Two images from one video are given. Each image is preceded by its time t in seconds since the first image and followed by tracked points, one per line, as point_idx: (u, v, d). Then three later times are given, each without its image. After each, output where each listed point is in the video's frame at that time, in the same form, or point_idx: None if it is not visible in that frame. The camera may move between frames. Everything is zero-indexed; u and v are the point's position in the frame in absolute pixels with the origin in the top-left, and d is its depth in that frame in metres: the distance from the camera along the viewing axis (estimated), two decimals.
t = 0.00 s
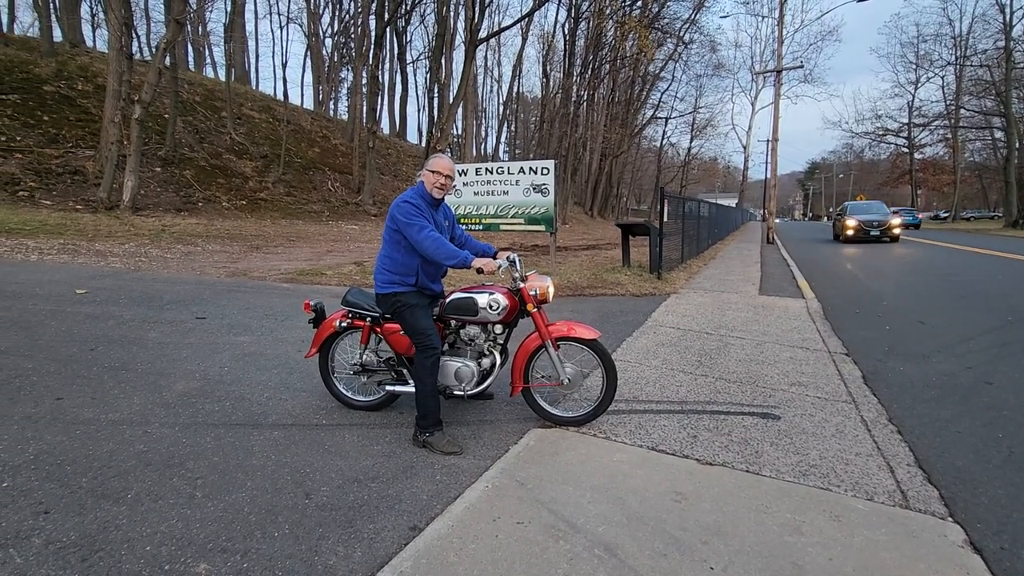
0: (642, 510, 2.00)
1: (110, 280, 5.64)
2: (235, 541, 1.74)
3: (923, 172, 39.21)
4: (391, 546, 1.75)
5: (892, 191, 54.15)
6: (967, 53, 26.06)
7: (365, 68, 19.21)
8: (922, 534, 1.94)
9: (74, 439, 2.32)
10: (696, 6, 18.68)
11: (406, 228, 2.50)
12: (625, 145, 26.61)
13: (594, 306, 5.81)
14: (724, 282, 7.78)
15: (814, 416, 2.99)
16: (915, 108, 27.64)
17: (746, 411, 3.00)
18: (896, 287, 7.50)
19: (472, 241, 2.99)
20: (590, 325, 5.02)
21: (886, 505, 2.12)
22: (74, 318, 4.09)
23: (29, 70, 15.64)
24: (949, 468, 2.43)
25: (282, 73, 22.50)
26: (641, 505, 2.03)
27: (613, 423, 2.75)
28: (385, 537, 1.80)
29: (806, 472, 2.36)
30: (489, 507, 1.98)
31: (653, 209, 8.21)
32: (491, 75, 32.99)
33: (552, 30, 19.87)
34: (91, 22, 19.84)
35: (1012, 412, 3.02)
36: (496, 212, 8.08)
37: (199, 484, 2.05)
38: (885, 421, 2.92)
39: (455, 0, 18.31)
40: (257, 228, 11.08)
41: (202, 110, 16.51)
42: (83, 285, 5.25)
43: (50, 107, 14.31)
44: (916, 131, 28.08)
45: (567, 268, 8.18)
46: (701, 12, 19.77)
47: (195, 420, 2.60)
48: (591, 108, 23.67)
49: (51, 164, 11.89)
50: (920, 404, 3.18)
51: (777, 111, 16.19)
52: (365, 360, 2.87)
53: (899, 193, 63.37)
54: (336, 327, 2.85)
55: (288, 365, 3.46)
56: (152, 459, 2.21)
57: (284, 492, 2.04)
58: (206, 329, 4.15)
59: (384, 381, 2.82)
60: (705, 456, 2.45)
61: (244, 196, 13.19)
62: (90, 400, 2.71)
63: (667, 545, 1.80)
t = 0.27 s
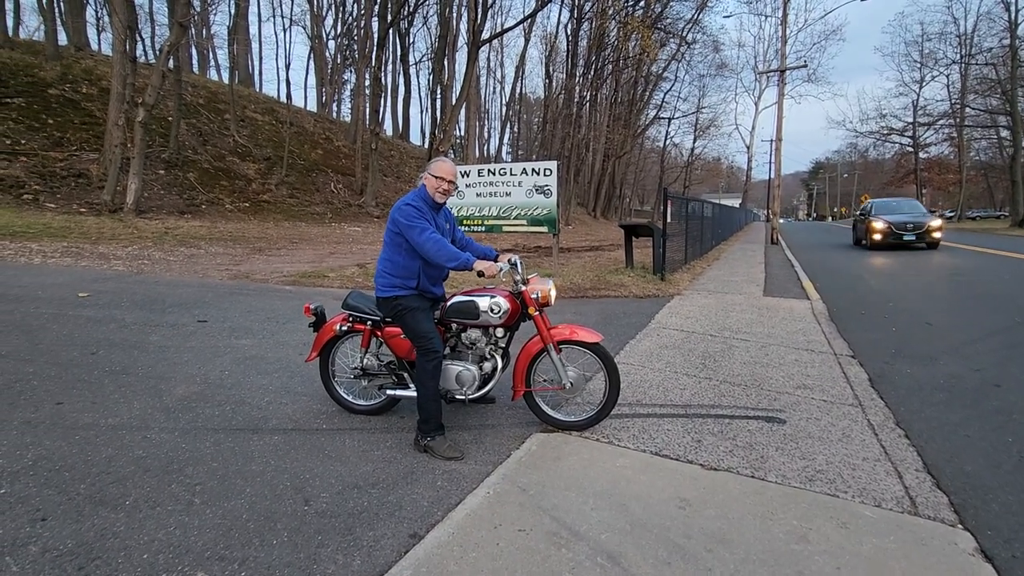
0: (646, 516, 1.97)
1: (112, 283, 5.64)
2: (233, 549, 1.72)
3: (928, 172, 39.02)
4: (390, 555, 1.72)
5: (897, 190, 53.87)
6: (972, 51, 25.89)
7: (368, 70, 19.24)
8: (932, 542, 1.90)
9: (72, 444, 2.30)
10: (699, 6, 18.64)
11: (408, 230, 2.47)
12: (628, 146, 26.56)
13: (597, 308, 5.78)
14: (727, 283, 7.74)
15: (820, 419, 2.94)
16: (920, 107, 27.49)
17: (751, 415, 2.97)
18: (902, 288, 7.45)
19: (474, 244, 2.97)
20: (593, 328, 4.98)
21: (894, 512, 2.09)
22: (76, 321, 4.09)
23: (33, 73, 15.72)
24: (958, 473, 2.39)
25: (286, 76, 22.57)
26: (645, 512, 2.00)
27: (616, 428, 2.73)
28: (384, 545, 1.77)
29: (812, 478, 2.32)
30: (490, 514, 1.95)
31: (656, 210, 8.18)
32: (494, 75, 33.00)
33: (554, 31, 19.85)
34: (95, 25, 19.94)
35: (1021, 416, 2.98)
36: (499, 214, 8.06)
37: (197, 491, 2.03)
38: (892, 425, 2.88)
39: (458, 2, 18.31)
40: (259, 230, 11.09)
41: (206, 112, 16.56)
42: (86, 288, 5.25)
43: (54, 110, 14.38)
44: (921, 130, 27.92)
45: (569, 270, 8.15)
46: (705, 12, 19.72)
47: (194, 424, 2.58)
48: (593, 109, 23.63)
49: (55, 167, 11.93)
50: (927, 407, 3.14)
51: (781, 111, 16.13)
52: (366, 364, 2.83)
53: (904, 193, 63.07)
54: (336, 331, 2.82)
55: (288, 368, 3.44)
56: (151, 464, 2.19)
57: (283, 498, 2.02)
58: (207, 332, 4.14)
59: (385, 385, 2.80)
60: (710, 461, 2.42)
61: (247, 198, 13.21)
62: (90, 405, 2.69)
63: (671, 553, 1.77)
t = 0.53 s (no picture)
0: (645, 527, 1.93)
1: (110, 287, 5.62)
2: (222, 563, 1.68)
3: (930, 171, 38.93)
4: (383, 568, 1.68)
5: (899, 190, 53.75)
6: (974, 51, 25.81)
7: (368, 73, 19.24)
8: (939, 552, 1.86)
9: (62, 454, 2.26)
10: (699, 7, 18.62)
11: (404, 237, 2.43)
12: (629, 147, 26.54)
13: (597, 311, 5.74)
14: (728, 285, 7.69)
15: (823, 425, 2.90)
16: (921, 106, 27.41)
17: (753, 420, 2.92)
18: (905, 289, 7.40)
19: (471, 248, 2.93)
20: (593, 331, 4.94)
21: (900, 521, 2.04)
22: (71, 327, 4.06)
23: (34, 78, 15.76)
24: (965, 481, 2.34)
25: (286, 79, 22.60)
26: (644, 521, 1.95)
27: (615, 434, 2.68)
28: (377, 558, 1.73)
29: (815, 486, 2.27)
30: (485, 524, 1.91)
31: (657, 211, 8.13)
32: (495, 77, 33.04)
33: (554, 33, 19.84)
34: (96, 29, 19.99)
35: None
36: (498, 216, 8.02)
37: (187, 502, 1.99)
38: (897, 430, 2.83)
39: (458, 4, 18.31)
40: (259, 233, 11.07)
41: (206, 116, 16.58)
42: (82, 293, 5.22)
43: (55, 114, 14.39)
44: (923, 130, 27.84)
45: (570, 272, 8.11)
46: (705, 13, 19.69)
47: (187, 432, 2.54)
48: (594, 110, 23.62)
49: (55, 171, 11.94)
50: (932, 411, 3.09)
51: (782, 111, 16.08)
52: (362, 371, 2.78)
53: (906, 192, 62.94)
54: (332, 337, 2.76)
55: (284, 374, 3.40)
56: (141, 474, 2.15)
57: (274, 509, 1.97)
58: (203, 338, 4.10)
59: (382, 392, 2.75)
60: (711, 468, 2.37)
61: (247, 202, 13.20)
62: (81, 412, 2.66)
63: (671, 566, 1.73)
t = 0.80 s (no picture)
0: (635, 536, 1.86)
1: (96, 290, 5.53)
2: None
3: (925, 171, 39.05)
4: None
5: (894, 190, 53.95)
6: (968, 51, 25.86)
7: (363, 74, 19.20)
8: (939, 561, 1.80)
9: (33, 462, 2.19)
10: (695, 7, 18.62)
11: (398, 239, 2.36)
12: (625, 148, 26.53)
13: (591, 312, 5.68)
14: (724, 285, 7.65)
15: (820, 427, 2.84)
16: (916, 107, 27.50)
17: (748, 423, 2.86)
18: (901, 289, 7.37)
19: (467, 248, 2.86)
20: (587, 332, 4.88)
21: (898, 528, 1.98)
22: (52, 330, 3.97)
23: (25, 79, 15.62)
24: (964, 485, 2.28)
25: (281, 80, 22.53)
26: (634, 530, 1.89)
27: (608, 438, 2.62)
28: (356, 571, 1.66)
29: (811, 492, 2.21)
30: (470, 534, 1.84)
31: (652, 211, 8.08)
32: (491, 78, 33.02)
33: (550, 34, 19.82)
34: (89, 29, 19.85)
35: None
36: (492, 216, 7.96)
37: (161, 512, 1.91)
38: (894, 433, 2.78)
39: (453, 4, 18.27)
40: (252, 234, 10.98)
41: (199, 117, 16.47)
42: (68, 295, 5.14)
43: (46, 115, 14.27)
44: (918, 130, 27.93)
45: (564, 273, 8.05)
46: (701, 13, 19.68)
47: (166, 439, 2.47)
48: (590, 111, 23.60)
49: (46, 173, 11.82)
50: (929, 413, 3.04)
51: (777, 112, 16.10)
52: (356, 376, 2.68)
53: (901, 192, 63.15)
54: (324, 341, 2.67)
55: (270, 378, 3.33)
56: (114, 484, 2.08)
57: (251, 520, 1.90)
58: (189, 340, 4.02)
59: (376, 398, 2.66)
60: (704, 474, 2.31)
61: (241, 203, 13.11)
62: (57, 419, 2.58)
63: None
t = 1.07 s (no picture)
0: (616, 545, 1.81)
1: (73, 292, 5.40)
2: None
3: (911, 170, 39.49)
4: None
5: (882, 190, 54.57)
6: (953, 52, 26.16)
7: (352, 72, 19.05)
8: (924, 568, 1.77)
9: None
10: (684, 7, 18.68)
11: (395, 244, 2.28)
12: (616, 147, 26.56)
13: (579, 312, 5.64)
14: (713, 285, 7.65)
15: (805, 430, 2.80)
16: (903, 107, 27.80)
17: (733, 426, 2.82)
18: (887, 288, 7.39)
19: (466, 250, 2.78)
20: (574, 333, 4.83)
21: (882, 533, 1.95)
22: (22, 334, 3.85)
23: (4, 76, 15.33)
24: (949, 488, 2.26)
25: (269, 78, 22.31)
26: (615, 540, 1.84)
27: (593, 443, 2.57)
28: None
29: (796, 497, 2.17)
30: (446, 547, 1.79)
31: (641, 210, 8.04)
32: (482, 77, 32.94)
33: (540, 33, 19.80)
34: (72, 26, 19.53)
35: (1012, 422, 2.86)
36: (480, 216, 7.89)
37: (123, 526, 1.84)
38: (880, 435, 2.75)
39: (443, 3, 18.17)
40: (237, 234, 10.84)
41: (184, 115, 16.26)
42: (43, 297, 5.01)
43: (25, 113, 14.00)
44: (904, 130, 28.23)
45: (553, 273, 8.01)
46: (690, 13, 19.74)
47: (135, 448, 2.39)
48: (580, 110, 23.61)
49: (25, 172, 11.60)
50: (915, 414, 3.02)
51: (766, 112, 16.17)
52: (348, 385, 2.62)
53: (888, 191, 63.84)
54: (317, 349, 2.61)
55: (247, 383, 3.24)
56: (77, 496, 2.00)
57: (218, 534, 1.83)
58: (166, 344, 3.93)
59: (371, 407, 2.59)
60: (688, 480, 2.26)
61: (227, 202, 12.95)
62: (19, 428, 2.48)
63: None
